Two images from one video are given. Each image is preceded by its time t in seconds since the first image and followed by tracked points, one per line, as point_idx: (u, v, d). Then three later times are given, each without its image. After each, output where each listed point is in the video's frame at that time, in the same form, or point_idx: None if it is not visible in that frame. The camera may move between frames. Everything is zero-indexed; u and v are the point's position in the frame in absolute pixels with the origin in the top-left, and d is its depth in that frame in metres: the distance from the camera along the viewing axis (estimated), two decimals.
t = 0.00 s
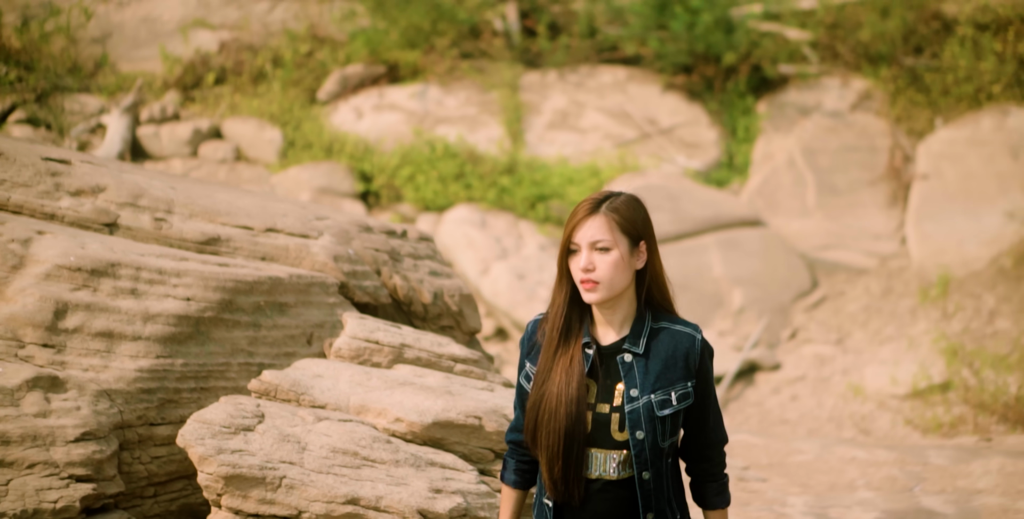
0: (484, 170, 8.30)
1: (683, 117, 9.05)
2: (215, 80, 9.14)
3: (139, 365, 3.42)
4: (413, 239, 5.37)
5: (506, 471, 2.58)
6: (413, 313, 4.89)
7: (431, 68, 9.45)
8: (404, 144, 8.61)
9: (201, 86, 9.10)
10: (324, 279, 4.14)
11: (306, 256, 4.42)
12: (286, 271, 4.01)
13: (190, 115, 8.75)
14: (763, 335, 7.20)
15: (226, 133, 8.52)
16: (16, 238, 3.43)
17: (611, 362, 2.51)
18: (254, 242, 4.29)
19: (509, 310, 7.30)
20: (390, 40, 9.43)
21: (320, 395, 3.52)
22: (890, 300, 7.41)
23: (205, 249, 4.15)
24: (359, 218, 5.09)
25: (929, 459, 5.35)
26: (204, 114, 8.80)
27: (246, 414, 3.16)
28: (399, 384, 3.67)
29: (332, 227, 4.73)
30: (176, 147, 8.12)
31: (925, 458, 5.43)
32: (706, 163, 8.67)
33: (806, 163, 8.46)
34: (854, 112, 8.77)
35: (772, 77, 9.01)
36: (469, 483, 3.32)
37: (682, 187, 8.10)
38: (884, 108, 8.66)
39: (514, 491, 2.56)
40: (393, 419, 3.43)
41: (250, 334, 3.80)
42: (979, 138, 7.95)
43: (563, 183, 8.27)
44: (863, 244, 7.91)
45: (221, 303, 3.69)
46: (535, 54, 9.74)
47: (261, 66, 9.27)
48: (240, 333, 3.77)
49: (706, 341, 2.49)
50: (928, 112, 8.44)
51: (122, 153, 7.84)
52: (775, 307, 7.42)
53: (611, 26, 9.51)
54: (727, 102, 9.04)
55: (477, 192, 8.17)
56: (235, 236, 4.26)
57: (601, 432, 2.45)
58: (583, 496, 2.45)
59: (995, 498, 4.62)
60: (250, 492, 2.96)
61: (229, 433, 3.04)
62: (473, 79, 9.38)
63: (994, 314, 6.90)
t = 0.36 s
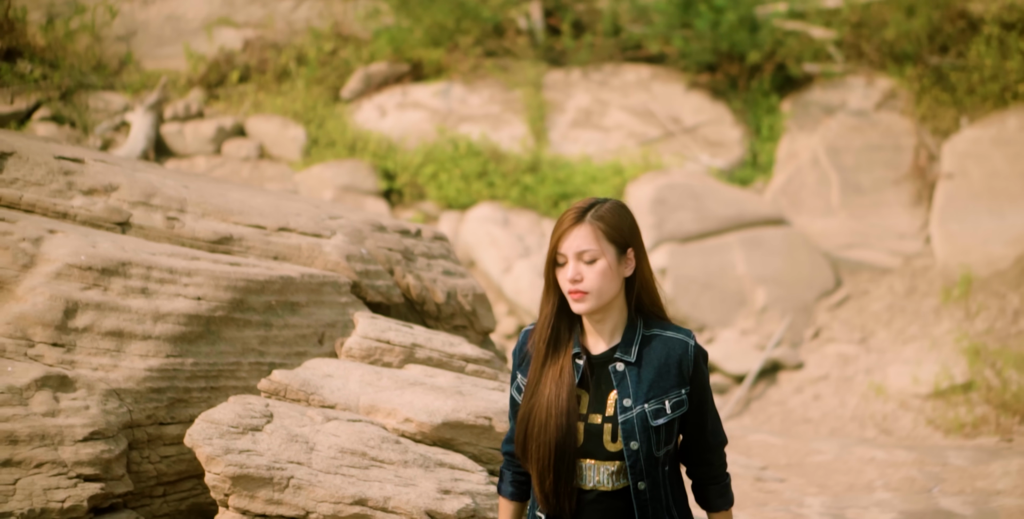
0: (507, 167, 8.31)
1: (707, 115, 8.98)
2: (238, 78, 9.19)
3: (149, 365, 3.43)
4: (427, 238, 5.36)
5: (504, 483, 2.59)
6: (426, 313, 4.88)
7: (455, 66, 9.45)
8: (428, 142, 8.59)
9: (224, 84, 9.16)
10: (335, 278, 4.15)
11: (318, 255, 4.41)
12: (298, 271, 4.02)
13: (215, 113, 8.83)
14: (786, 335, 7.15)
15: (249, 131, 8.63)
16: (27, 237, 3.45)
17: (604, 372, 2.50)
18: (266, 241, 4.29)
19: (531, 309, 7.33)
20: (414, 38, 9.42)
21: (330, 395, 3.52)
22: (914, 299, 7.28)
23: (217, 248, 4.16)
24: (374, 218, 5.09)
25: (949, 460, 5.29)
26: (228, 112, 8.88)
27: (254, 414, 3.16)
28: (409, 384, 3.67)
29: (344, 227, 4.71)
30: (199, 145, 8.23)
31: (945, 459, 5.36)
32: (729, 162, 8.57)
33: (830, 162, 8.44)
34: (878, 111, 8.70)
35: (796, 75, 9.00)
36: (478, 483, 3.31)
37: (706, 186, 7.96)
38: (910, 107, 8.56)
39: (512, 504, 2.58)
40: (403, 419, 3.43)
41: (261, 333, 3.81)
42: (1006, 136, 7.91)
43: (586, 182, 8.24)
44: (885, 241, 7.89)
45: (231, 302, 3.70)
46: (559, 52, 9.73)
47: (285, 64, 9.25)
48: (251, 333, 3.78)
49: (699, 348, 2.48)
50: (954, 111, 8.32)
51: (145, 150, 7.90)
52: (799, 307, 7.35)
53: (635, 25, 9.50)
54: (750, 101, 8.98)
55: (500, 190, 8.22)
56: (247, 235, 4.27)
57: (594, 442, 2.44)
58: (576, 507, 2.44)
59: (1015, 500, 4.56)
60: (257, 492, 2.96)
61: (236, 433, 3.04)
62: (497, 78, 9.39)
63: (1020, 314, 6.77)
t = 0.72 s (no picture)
0: (523, 155, 8.40)
1: (723, 103, 8.91)
2: (255, 66, 9.28)
3: (152, 354, 3.44)
4: (435, 227, 5.36)
5: (486, 492, 2.56)
6: (432, 303, 4.88)
7: (471, 54, 9.43)
8: (444, 130, 8.70)
9: (241, 71, 9.28)
10: (341, 268, 4.14)
11: (324, 245, 4.40)
12: (303, 260, 4.01)
13: (231, 100, 8.99)
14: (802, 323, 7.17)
15: (265, 118, 8.76)
16: (30, 226, 3.46)
17: (582, 375, 2.49)
18: (271, 231, 4.28)
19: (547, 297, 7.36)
20: (430, 26, 9.44)
21: (334, 385, 3.52)
22: (932, 288, 7.26)
23: (222, 237, 4.16)
24: (380, 207, 5.09)
25: (960, 450, 5.29)
26: (244, 98, 9.06)
27: (256, 404, 3.17)
28: (413, 374, 3.66)
29: (350, 216, 4.71)
30: (215, 133, 8.38)
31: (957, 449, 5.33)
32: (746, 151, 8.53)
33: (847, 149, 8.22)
34: (895, 99, 8.51)
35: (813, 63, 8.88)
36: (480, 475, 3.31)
37: (723, 173, 7.91)
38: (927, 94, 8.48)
39: (495, 512, 2.54)
40: (406, 410, 3.43)
41: (265, 323, 3.81)
42: None
43: (602, 169, 8.33)
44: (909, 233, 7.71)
45: (235, 292, 3.70)
46: (575, 39, 9.68)
47: (301, 51, 9.38)
48: (256, 322, 3.79)
49: (677, 348, 2.45)
50: (973, 99, 8.24)
51: (161, 138, 8.11)
52: (814, 295, 7.36)
53: (652, 12, 9.34)
54: (768, 89, 8.94)
55: (515, 178, 8.33)
56: (253, 224, 4.26)
57: (572, 445, 2.42)
58: (556, 512, 2.43)
59: None
60: (258, 483, 2.97)
61: (238, 424, 3.06)
62: (514, 65, 9.38)
63: None
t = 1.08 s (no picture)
0: (541, 140, 8.28)
1: (742, 89, 8.87)
2: (273, 50, 9.38)
3: (159, 339, 3.46)
4: (445, 213, 5.38)
5: (460, 482, 2.58)
6: (442, 289, 4.88)
7: (489, 39, 9.43)
8: (463, 115, 8.65)
9: (259, 55, 9.37)
10: (350, 254, 4.14)
11: (334, 231, 4.40)
12: (312, 246, 4.01)
13: (250, 84, 9.07)
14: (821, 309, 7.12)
15: (284, 103, 8.76)
16: (38, 211, 3.47)
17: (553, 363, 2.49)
18: (281, 216, 4.28)
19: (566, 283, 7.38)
20: (449, 11, 9.49)
21: (341, 371, 3.53)
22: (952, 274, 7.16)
23: (231, 223, 4.17)
24: (390, 193, 5.10)
25: (976, 438, 5.27)
26: (263, 83, 9.10)
27: (262, 390, 3.18)
28: (421, 360, 3.67)
29: (360, 201, 4.69)
30: (234, 117, 8.38)
31: (972, 437, 5.29)
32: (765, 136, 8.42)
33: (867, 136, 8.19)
34: (915, 85, 8.45)
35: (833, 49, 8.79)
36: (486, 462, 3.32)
37: (741, 158, 7.86)
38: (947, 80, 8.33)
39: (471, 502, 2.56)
40: (413, 396, 3.43)
41: (273, 309, 3.82)
42: None
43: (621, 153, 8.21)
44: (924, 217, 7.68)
45: (243, 277, 3.71)
46: (594, 24, 9.63)
47: (319, 36, 9.41)
48: (264, 308, 3.80)
49: (647, 336, 2.44)
50: (992, 85, 8.10)
51: (180, 122, 8.02)
52: (834, 281, 7.30)
53: None
54: (787, 74, 8.84)
55: (534, 162, 8.20)
56: (262, 210, 4.26)
57: (541, 434, 2.43)
58: (526, 500, 2.45)
59: None
60: (264, 469, 2.97)
61: (244, 410, 3.06)
62: (532, 50, 9.34)
63: None
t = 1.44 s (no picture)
0: (564, 125, 8.23)
1: (766, 73, 8.77)
2: (296, 34, 9.47)
3: (173, 322, 3.47)
4: (461, 197, 5.35)
5: (438, 466, 2.37)
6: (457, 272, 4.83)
7: (512, 23, 9.40)
8: (485, 99, 8.61)
9: (282, 39, 9.46)
10: (365, 238, 4.12)
11: (348, 214, 4.37)
12: (326, 229, 4.01)
13: (273, 68, 9.18)
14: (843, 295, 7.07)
15: (306, 88, 8.87)
16: (53, 194, 3.49)
17: (531, 343, 2.28)
18: (296, 200, 4.26)
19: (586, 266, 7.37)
20: None
21: (354, 355, 3.53)
22: (975, 260, 7.11)
23: (246, 206, 4.17)
24: (406, 178, 5.11)
25: (996, 424, 5.23)
26: (285, 67, 9.22)
27: (275, 373, 3.19)
28: (434, 344, 3.63)
29: (376, 185, 4.68)
30: (256, 100, 8.48)
31: (992, 423, 5.25)
32: (788, 121, 8.36)
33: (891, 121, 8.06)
34: (940, 70, 8.27)
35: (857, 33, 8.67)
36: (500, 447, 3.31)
37: (763, 142, 7.72)
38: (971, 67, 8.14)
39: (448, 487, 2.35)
40: (426, 380, 3.43)
41: (288, 292, 3.83)
42: None
43: (643, 139, 8.16)
44: (946, 202, 7.59)
45: (256, 260, 3.71)
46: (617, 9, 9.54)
47: (342, 20, 9.46)
48: (278, 291, 3.80)
49: (629, 317, 2.20)
50: (1018, 70, 7.94)
51: (202, 106, 8.18)
52: (854, 267, 7.24)
53: None
54: (810, 59, 8.75)
55: (556, 147, 8.16)
56: (278, 193, 4.26)
57: (515, 417, 2.22)
58: (500, 487, 2.23)
59: None
60: (276, 452, 2.99)
61: (256, 393, 3.09)
62: (554, 35, 9.30)
63: None
